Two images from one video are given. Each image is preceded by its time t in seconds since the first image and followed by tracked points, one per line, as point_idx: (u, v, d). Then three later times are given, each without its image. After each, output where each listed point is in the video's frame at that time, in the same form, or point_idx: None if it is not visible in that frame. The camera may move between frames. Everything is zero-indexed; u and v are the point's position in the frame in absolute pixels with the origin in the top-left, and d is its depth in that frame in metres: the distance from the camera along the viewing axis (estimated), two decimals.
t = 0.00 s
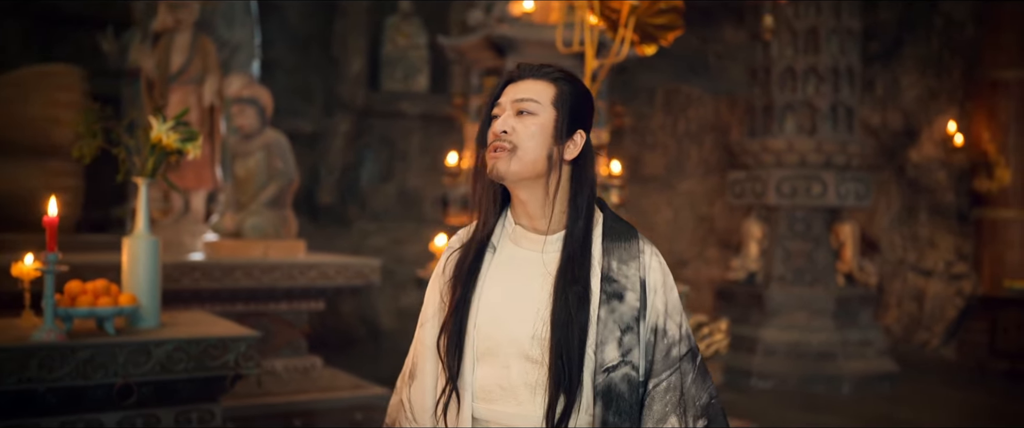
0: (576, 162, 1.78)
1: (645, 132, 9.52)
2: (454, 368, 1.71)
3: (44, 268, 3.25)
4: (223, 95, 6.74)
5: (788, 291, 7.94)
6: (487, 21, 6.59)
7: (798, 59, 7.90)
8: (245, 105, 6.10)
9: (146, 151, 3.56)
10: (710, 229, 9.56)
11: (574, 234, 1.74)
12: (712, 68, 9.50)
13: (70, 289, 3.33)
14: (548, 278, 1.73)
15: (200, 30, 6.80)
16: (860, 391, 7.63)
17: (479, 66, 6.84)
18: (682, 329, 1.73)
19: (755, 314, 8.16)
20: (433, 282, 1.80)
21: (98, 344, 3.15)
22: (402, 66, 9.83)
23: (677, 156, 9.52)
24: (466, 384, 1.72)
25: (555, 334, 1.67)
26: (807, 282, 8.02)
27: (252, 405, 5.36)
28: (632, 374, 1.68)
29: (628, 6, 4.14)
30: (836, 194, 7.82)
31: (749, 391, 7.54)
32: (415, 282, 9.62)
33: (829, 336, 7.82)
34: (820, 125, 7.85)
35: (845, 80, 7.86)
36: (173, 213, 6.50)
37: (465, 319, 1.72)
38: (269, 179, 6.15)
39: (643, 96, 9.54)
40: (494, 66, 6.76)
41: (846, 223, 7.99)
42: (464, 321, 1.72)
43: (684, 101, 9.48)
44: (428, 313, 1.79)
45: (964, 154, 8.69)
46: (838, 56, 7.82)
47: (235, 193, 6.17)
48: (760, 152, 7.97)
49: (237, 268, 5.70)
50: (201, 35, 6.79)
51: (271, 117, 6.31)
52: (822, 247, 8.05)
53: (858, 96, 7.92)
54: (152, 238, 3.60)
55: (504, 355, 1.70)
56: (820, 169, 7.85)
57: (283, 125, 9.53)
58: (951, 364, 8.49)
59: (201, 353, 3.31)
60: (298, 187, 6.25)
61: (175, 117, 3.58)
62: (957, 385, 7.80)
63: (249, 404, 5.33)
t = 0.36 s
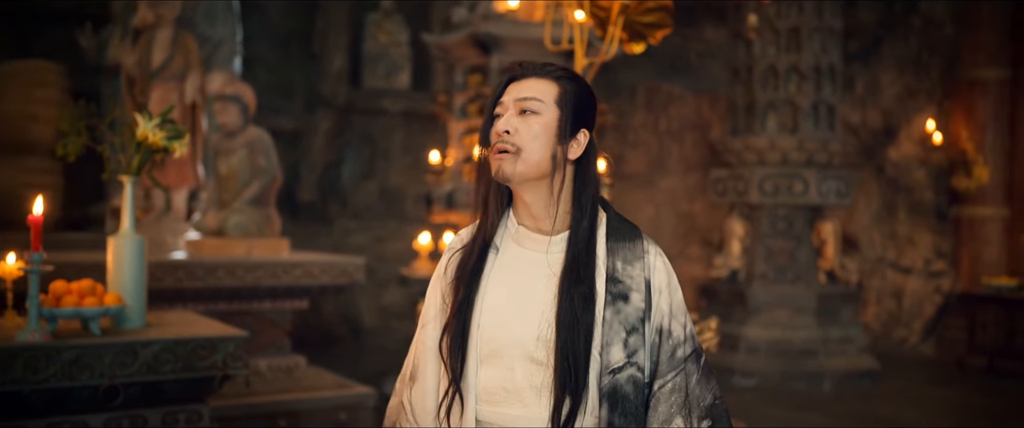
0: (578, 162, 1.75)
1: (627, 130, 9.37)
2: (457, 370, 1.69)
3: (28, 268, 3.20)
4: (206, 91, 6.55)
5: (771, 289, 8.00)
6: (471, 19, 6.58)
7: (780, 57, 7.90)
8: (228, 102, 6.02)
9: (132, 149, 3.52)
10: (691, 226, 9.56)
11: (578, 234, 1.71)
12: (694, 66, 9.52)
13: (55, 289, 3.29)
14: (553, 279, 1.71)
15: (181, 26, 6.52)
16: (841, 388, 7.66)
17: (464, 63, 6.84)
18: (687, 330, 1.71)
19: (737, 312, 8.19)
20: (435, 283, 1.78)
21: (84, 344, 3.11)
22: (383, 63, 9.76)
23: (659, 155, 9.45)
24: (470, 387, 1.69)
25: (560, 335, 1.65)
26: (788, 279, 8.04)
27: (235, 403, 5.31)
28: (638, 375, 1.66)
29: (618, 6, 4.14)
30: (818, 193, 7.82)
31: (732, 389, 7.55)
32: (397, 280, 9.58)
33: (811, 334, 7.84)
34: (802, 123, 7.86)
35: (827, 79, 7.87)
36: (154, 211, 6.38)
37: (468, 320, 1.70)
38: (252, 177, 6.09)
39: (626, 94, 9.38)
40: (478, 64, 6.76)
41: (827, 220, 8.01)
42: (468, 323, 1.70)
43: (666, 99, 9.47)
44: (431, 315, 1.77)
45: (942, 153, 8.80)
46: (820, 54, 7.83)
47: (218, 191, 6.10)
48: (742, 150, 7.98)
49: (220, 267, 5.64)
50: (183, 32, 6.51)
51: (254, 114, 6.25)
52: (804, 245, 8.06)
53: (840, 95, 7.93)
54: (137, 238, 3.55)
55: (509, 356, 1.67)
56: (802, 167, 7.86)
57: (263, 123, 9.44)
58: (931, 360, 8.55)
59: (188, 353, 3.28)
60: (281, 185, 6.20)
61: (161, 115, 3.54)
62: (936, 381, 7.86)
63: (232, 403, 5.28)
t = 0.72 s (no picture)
0: (581, 164, 1.72)
1: (607, 127, 9.38)
2: (460, 373, 1.67)
3: (13, 268, 3.15)
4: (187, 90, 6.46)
5: (752, 287, 8.02)
6: (455, 17, 6.56)
7: (762, 56, 7.91)
8: (210, 100, 5.96)
9: (117, 147, 3.48)
10: (672, 224, 9.56)
11: (583, 235, 1.69)
12: (675, 64, 9.53)
13: (39, 291, 3.25)
14: (558, 281, 1.69)
15: (165, 24, 6.32)
16: (822, 385, 7.69)
17: (448, 62, 6.82)
18: (690, 331, 1.69)
19: (719, 310, 8.21)
20: (437, 285, 1.76)
21: (70, 346, 3.07)
22: (365, 60, 9.83)
23: (639, 153, 9.44)
24: (473, 390, 1.68)
25: (565, 337, 1.63)
26: (770, 278, 8.04)
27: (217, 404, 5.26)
28: (642, 378, 1.64)
29: (606, 6, 4.11)
30: (800, 192, 7.83)
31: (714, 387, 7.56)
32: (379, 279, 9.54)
33: (792, 332, 7.86)
34: (783, 122, 7.88)
35: (808, 78, 7.89)
36: (134, 210, 6.32)
37: (471, 322, 1.68)
38: (235, 175, 6.03)
39: (606, 93, 9.40)
40: (462, 62, 6.73)
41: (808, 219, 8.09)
42: (471, 325, 1.68)
43: (647, 97, 9.47)
44: (432, 317, 1.75)
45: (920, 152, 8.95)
46: (801, 54, 7.85)
47: (200, 190, 6.02)
48: (724, 149, 7.98)
49: (204, 267, 5.60)
50: (166, 30, 6.35)
51: (237, 111, 6.19)
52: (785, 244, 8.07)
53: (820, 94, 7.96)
54: (123, 238, 3.52)
55: (513, 359, 1.65)
56: (784, 166, 7.87)
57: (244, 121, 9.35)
58: (910, 358, 8.61)
59: (177, 355, 3.25)
60: (264, 184, 6.15)
61: (147, 113, 3.50)
62: (916, 378, 7.90)
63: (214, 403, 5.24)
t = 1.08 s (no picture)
0: (585, 167, 1.71)
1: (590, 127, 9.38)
2: (464, 377, 1.67)
3: None
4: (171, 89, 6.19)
5: (735, 287, 7.99)
6: (439, 16, 6.54)
7: (744, 57, 7.93)
8: (193, 100, 5.91)
9: (104, 148, 3.45)
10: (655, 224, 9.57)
11: (587, 239, 1.69)
12: (657, 64, 9.55)
13: (26, 292, 3.25)
14: (562, 285, 1.68)
15: (146, 22, 6.20)
16: (804, 384, 7.70)
17: (432, 61, 6.80)
18: (695, 335, 1.69)
19: (702, 309, 8.22)
20: (440, 289, 1.76)
21: (58, 349, 3.04)
22: (347, 60, 9.91)
23: (621, 153, 9.46)
24: (477, 394, 1.67)
25: (570, 341, 1.62)
26: (752, 277, 8.06)
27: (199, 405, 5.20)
28: (647, 381, 1.64)
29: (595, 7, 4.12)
30: (782, 191, 7.85)
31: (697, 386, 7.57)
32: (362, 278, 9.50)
33: (774, 331, 7.88)
34: (766, 122, 7.91)
35: (790, 78, 7.92)
36: (116, 209, 6.25)
37: (475, 326, 1.68)
38: (219, 175, 5.99)
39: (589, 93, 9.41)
40: (447, 61, 6.71)
41: (791, 219, 8.02)
42: (475, 329, 1.68)
43: (630, 97, 9.48)
44: (436, 321, 1.75)
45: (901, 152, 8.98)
46: (783, 54, 7.88)
47: (182, 190, 5.98)
48: (707, 149, 8.00)
49: (187, 267, 5.56)
50: (148, 30, 6.24)
51: (220, 111, 6.13)
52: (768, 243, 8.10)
53: (802, 94, 7.99)
54: (110, 240, 3.48)
55: (518, 364, 1.65)
56: (766, 166, 7.90)
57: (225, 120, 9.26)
58: (890, 356, 8.67)
59: (165, 358, 3.22)
60: (247, 184, 6.10)
61: (135, 113, 3.47)
62: (897, 376, 7.94)
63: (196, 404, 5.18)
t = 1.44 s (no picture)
0: (588, 169, 1.72)
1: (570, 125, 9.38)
2: (467, 381, 1.67)
3: None
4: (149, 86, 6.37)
5: (716, 285, 8.03)
6: (422, 14, 6.52)
7: (725, 55, 7.95)
8: (174, 98, 5.83)
9: (88, 147, 3.41)
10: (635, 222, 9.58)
11: (589, 242, 1.69)
12: (637, 63, 9.56)
13: (9, 293, 3.19)
14: (564, 288, 1.68)
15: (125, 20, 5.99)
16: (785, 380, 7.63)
17: (414, 59, 6.76)
18: (697, 337, 1.69)
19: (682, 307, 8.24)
20: (441, 292, 1.75)
21: (43, 350, 3.01)
22: (327, 57, 9.96)
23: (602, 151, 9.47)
24: (479, 398, 1.67)
25: (572, 344, 1.62)
26: (733, 275, 8.08)
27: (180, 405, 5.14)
28: (649, 384, 1.64)
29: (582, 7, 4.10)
30: (762, 190, 7.88)
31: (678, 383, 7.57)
32: (343, 276, 9.45)
33: (755, 329, 7.91)
34: (746, 121, 7.93)
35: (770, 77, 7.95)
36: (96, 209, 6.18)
37: (477, 330, 1.68)
38: (200, 174, 5.95)
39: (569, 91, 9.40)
40: (429, 60, 6.68)
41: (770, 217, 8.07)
42: (477, 333, 1.67)
43: (610, 95, 9.49)
44: (438, 325, 1.74)
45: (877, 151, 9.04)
46: (763, 53, 7.91)
47: (163, 188, 5.94)
48: (688, 147, 8.01)
49: (168, 267, 5.52)
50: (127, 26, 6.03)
51: (202, 108, 6.07)
52: (748, 241, 8.13)
53: (782, 93, 8.03)
54: (94, 240, 3.45)
55: (520, 367, 1.65)
56: (746, 164, 7.92)
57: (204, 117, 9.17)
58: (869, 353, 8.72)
59: (152, 359, 3.19)
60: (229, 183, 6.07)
61: (120, 113, 3.43)
62: (875, 371, 7.99)
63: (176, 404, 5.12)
